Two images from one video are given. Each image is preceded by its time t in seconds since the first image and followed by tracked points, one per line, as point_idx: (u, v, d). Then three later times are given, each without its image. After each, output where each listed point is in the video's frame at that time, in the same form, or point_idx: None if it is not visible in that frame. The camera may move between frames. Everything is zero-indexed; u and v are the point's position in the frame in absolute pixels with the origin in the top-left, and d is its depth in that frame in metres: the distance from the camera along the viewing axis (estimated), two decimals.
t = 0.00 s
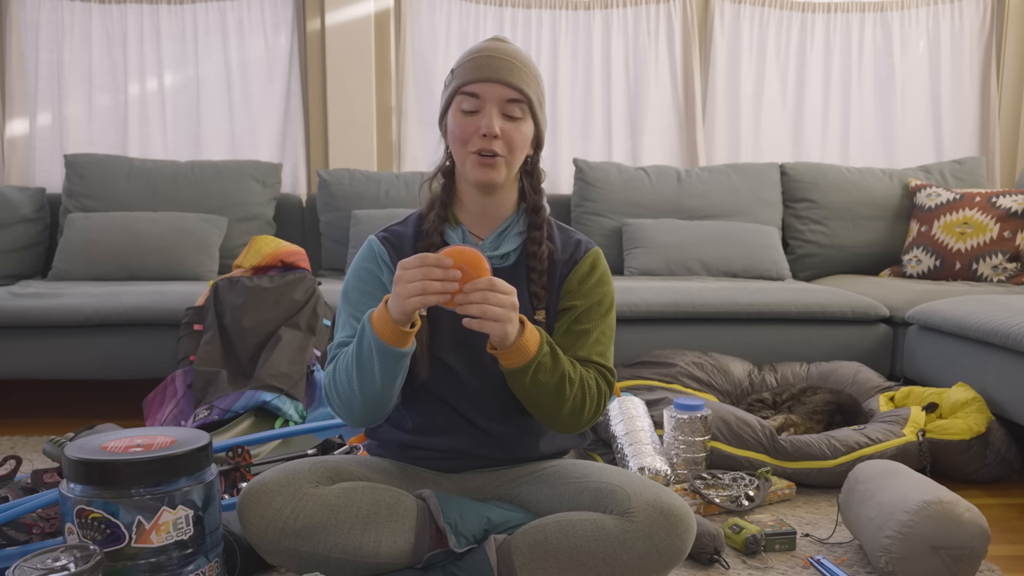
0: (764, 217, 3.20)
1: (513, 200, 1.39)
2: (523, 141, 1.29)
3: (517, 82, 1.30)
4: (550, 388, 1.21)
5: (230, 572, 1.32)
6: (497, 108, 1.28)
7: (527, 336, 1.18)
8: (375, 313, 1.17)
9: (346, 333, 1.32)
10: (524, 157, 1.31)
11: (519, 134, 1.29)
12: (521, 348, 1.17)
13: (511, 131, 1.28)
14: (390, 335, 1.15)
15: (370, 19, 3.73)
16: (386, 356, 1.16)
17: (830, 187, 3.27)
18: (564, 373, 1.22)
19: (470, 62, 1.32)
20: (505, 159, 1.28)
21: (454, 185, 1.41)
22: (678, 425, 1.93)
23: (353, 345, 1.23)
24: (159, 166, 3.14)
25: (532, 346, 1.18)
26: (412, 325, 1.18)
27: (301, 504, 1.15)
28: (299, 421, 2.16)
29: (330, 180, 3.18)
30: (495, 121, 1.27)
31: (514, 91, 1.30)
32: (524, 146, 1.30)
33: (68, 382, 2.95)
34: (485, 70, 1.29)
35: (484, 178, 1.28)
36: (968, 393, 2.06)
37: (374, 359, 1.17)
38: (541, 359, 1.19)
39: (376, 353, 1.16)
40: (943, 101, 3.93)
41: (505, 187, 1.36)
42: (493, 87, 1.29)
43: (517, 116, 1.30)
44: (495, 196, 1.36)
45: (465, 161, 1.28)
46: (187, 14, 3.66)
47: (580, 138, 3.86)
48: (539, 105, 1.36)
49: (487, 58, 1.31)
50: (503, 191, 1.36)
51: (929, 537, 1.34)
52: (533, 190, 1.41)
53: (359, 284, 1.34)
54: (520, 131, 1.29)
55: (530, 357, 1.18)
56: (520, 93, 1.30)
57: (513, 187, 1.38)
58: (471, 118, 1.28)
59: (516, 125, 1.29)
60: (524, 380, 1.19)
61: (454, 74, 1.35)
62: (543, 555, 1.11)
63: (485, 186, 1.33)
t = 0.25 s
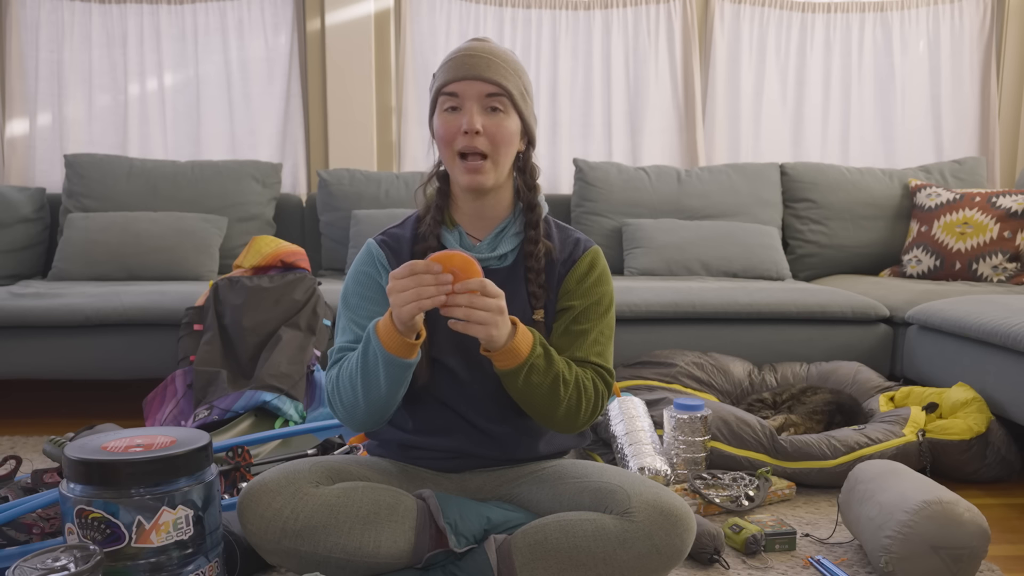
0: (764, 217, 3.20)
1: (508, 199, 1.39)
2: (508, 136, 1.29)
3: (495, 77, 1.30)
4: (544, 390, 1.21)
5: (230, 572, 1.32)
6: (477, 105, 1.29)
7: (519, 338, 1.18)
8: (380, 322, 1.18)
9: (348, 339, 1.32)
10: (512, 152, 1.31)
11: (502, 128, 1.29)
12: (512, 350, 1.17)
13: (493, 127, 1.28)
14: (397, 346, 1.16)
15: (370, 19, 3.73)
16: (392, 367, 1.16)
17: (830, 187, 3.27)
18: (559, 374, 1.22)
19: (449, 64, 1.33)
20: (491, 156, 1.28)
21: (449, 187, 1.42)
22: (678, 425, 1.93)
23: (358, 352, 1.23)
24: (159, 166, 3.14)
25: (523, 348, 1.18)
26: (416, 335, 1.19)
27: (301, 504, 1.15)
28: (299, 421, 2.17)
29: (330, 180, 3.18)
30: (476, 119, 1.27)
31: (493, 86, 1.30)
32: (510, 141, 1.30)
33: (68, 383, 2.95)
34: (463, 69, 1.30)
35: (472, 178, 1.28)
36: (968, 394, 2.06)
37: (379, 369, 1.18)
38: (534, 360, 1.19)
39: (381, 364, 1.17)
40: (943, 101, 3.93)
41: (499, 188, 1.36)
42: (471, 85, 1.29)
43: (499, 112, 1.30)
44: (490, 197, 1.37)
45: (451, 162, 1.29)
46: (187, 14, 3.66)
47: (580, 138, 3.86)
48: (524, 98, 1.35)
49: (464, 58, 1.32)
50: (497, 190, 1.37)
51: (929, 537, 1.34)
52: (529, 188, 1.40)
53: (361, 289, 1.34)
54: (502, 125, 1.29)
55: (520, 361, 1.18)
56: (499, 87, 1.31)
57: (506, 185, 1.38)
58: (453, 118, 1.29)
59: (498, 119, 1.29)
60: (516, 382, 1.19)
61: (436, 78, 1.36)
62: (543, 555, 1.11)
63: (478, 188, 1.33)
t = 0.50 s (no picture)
0: (764, 217, 3.20)
1: (504, 198, 1.39)
2: (496, 133, 1.29)
3: (481, 75, 1.30)
4: (544, 391, 1.21)
5: (230, 572, 1.32)
6: (463, 104, 1.29)
7: (516, 341, 1.18)
8: (379, 325, 1.18)
9: (347, 341, 1.32)
10: (501, 150, 1.31)
11: (488, 126, 1.29)
12: (510, 353, 1.17)
13: (480, 124, 1.28)
14: (395, 348, 1.16)
15: (370, 19, 3.73)
16: (391, 369, 1.17)
17: (830, 186, 3.27)
18: (558, 375, 1.22)
19: (437, 65, 1.34)
20: (479, 154, 1.28)
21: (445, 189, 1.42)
22: (678, 425, 1.94)
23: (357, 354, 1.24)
24: (159, 165, 3.14)
25: (522, 351, 1.18)
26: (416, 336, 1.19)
27: (301, 504, 1.15)
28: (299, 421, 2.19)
29: (330, 180, 3.18)
30: (462, 117, 1.28)
31: (479, 84, 1.30)
32: (498, 138, 1.30)
33: (68, 383, 2.95)
34: (449, 69, 1.31)
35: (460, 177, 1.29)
36: (968, 394, 2.06)
37: (378, 372, 1.18)
38: (533, 362, 1.20)
39: (381, 367, 1.17)
40: (943, 101, 3.93)
41: (492, 186, 1.36)
42: (457, 84, 1.30)
43: (487, 109, 1.30)
44: (484, 196, 1.37)
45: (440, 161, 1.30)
46: (187, 14, 3.66)
47: (580, 138, 3.86)
48: (514, 95, 1.35)
49: (451, 58, 1.32)
50: (491, 189, 1.36)
51: (929, 537, 1.34)
52: (526, 186, 1.39)
53: (361, 291, 1.35)
54: (489, 123, 1.29)
55: (520, 362, 1.18)
56: (485, 84, 1.30)
57: (501, 184, 1.38)
58: (440, 117, 1.30)
59: (484, 117, 1.29)
60: (516, 385, 1.20)
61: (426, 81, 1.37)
62: (543, 555, 1.11)
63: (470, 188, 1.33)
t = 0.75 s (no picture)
0: (764, 217, 3.20)
1: (507, 197, 1.39)
2: (499, 134, 1.29)
3: (482, 75, 1.30)
4: (553, 391, 1.22)
5: (230, 572, 1.32)
6: (466, 105, 1.29)
7: (526, 341, 1.18)
8: (380, 310, 1.18)
9: (347, 335, 1.33)
10: (504, 150, 1.31)
11: (491, 126, 1.29)
12: (520, 354, 1.17)
13: (483, 126, 1.28)
14: (397, 334, 1.16)
15: (370, 19, 3.73)
16: (391, 355, 1.16)
17: (830, 187, 3.27)
18: (567, 374, 1.22)
19: (438, 64, 1.33)
20: (483, 155, 1.29)
21: (449, 187, 1.42)
22: (678, 425, 1.94)
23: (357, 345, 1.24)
24: (159, 165, 3.14)
25: (531, 351, 1.18)
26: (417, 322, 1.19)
27: (301, 504, 1.15)
28: (299, 421, 2.19)
29: (330, 180, 3.18)
30: (465, 119, 1.28)
31: (481, 84, 1.30)
32: (501, 138, 1.30)
33: (68, 383, 2.95)
34: (451, 70, 1.31)
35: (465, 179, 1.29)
36: (968, 394, 2.06)
37: (378, 359, 1.18)
38: (542, 363, 1.20)
39: (380, 353, 1.17)
40: (943, 101, 3.93)
41: (495, 186, 1.36)
42: (460, 85, 1.30)
43: (489, 110, 1.30)
44: (488, 195, 1.37)
45: (445, 163, 1.30)
46: (187, 14, 3.66)
47: (580, 138, 3.86)
48: (515, 94, 1.35)
49: (452, 58, 1.32)
50: (494, 188, 1.37)
51: (929, 537, 1.34)
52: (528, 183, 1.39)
53: (361, 286, 1.35)
54: (491, 123, 1.29)
55: (530, 362, 1.19)
56: (486, 84, 1.30)
57: (504, 183, 1.38)
58: (443, 119, 1.30)
59: (487, 118, 1.29)
60: (526, 385, 1.20)
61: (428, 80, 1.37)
62: (543, 555, 1.11)
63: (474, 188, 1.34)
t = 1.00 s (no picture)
0: (764, 217, 3.20)
1: (514, 200, 1.40)
2: (526, 135, 1.32)
3: (515, 76, 1.34)
4: (560, 389, 1.22)
5: (230, 572, 1.32)
6: (498, 103, 1.31)
7: (538, 337, 1.18)
8: (391, 308, 1.18)
9: (351, 332, 1.33)
10: (527, 151, 1.34)
11: (522, 126, 1.31)
12: (531, 348, 1.18)
13: (514, 125, 1.30)
14: (409, 331, 1.16)
15: (370, 19, 3.73)
16: (400, 352, 1.17)
17: (830, 186, 3.27)
18: (574, 373, 1.23)
19: (467, 60, 1.35)
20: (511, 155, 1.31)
21: (453, 188, 1.42)
22: (678, 425, 1.95)
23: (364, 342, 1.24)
24: (159, 165, 3.14)
25: (542, 347, 1.18)
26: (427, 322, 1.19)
27: (301, 504, 1.15)
28: (299, 421, 2.20)
29: (330, 180, 3.18)
30: (499, 116, 1.30)
31: (513, 85, 1.33)
32: (527, 140, 1.33)
33: (68, 383, 2.95)
34: (483, 66, 1.33)
35: (493, 176, 1.30)
36: (968, 393, 2.06)
37: (386, 356, 1.18)
38: (552, 360, 1.20)
39: (390, 351, 1.17)
40: (943, 101, 3.93)
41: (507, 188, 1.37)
42: (493, 82, 1.32)
43: (519, 110, 1.33)
44: (498, 196, 1.38)
45: (472, 160, 1.30)
46: (187, 14, 3.66)
47: (579, 138, 3.86)
48: (535, 99, 1.40)
49: (481, 55, 1.34)
50: (506, 190, 1.38)
51: (929, 537, 1.34)
52: (534, 186, 1.43)
53: (364, 285, 1.35)
54: (522, 123, 1.32)
55: (541, 357, 1.19)
56: (518, 86, 1.34)
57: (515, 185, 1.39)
58: (474, 114, 1.31)
59: (518, 118, 1.32)
60: (535, 381, 1.20)
61: (449, 75, 1.37)
62: (543, 555, 1.11)
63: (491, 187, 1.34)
